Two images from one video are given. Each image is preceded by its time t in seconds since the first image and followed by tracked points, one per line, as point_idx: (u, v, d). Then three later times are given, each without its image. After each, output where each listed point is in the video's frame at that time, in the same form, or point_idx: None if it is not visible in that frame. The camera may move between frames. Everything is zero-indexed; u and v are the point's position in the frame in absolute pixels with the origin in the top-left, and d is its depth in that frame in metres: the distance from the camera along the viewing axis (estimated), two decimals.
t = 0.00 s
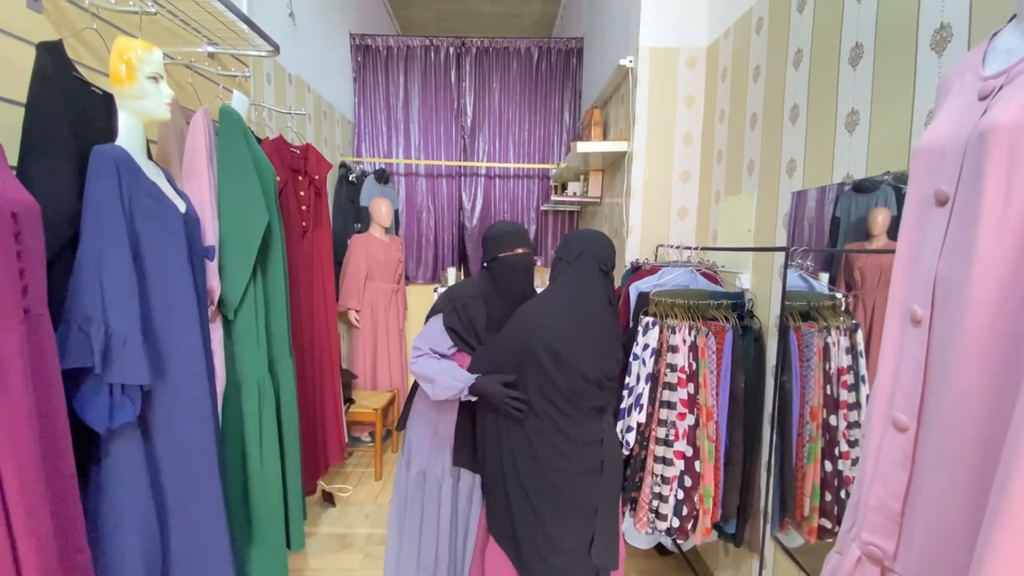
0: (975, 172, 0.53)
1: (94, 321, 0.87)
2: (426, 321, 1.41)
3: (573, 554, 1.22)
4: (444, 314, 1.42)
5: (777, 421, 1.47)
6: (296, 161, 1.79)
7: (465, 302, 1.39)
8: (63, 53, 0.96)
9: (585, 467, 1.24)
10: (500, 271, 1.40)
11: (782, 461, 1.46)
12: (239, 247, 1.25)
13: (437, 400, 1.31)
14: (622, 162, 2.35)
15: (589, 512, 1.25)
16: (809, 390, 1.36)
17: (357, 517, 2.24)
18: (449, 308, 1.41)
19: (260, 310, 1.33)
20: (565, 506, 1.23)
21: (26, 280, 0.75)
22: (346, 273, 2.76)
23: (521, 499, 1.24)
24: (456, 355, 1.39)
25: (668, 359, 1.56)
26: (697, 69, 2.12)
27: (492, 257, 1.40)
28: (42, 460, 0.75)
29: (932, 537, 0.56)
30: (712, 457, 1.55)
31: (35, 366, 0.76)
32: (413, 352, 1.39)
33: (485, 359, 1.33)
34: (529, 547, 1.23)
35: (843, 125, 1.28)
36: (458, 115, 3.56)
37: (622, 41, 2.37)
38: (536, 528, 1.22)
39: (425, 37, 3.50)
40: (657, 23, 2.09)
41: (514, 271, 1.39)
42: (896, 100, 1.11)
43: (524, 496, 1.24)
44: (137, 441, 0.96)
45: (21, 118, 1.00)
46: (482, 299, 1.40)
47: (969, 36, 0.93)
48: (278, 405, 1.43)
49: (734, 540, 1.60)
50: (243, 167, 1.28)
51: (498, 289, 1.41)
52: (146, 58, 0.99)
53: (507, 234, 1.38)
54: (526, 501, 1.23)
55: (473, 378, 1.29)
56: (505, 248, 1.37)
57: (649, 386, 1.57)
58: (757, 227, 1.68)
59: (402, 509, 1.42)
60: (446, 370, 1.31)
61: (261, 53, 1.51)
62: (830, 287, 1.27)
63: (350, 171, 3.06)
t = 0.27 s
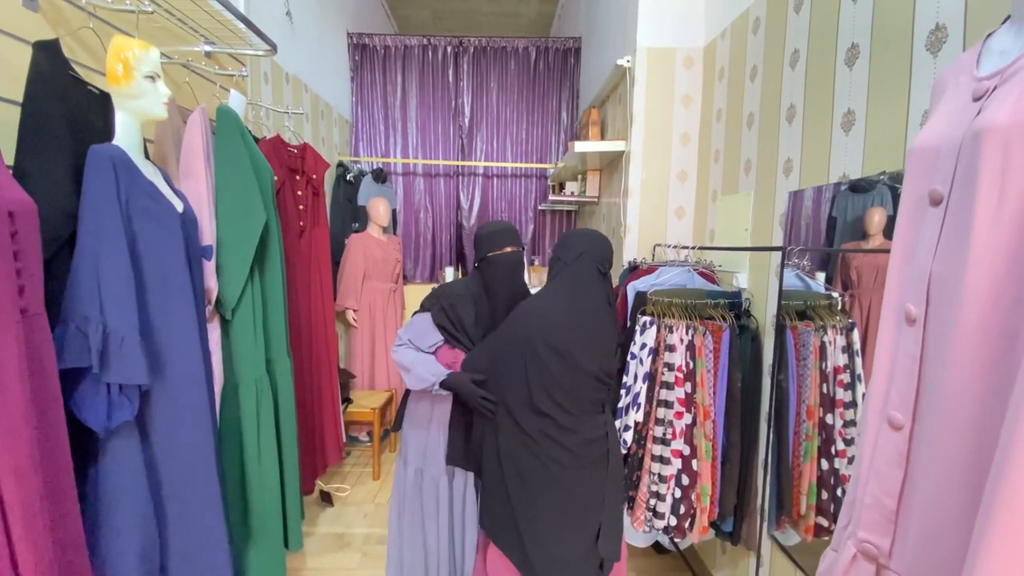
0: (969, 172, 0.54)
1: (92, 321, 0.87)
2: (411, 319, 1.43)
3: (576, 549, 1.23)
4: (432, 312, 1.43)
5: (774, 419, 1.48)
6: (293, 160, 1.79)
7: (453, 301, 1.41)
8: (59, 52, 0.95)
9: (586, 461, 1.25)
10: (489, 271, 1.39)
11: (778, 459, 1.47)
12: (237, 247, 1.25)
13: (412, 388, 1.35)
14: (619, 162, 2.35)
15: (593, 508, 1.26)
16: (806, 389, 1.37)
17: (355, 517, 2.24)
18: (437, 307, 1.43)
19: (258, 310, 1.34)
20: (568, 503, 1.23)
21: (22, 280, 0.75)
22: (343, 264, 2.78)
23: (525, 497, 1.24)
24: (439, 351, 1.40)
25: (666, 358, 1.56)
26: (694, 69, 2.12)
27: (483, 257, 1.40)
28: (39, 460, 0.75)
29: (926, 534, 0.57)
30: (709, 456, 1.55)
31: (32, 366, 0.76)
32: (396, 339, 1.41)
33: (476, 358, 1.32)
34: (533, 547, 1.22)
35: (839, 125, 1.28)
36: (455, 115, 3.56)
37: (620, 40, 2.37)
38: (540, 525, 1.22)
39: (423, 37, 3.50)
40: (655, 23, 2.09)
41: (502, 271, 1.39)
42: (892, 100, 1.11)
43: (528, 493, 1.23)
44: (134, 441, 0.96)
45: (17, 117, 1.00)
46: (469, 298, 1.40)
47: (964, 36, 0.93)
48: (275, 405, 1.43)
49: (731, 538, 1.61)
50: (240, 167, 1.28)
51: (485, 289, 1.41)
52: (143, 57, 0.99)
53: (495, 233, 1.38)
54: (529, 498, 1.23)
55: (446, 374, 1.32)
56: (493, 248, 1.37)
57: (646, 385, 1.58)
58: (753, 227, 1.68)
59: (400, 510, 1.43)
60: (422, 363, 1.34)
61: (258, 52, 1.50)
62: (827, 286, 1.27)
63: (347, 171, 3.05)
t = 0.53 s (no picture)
0: (968, 171, 0.54)
1: (91, 320, 0.87)
2: (420, 316, 1.44)
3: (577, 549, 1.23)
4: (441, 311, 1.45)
5: (772, 417, 1.48)
6: (292, 159, 1.79)
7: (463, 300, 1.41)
8: (58, 51, 0.95)
9: (584, 460, 1.26)
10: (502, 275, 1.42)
11: (777, 457, 1.47)
12: (236, 246, 1.25)
13: (412, 382, 1.36)
14: (619, 161, 2.36)
15: (593, 506, 1.26)
16: (804, 388, 1.37)
17: (354, 516, 2.24)
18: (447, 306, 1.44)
19: (257, 309, 1.34)
20: (567, 502, 1.24)
21: (21, 278, 0.75)
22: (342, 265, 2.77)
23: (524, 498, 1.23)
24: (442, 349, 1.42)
25: (665, 356, 1.56)
26: (693, 68, 2.13)
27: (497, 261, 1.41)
28: (38, 458, 0.75)
29: (924, 532, 0.57)
30: (708, 454, 1.56)
31: (31, 364, 0.76)
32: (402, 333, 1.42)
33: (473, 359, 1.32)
34: (533, 550, 1.22)
35: (838, 124, 1.29)
36: (454, 114, 3.56)
37: (619, 40, 2.38)
38: (540, 526, 1.22)
39: (422, 36, 3.50)
40: (654, 22, 2.09)
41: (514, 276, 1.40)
42: (890, 100, 1.11)
43: (528, 495, 1.23)
44: (134, 440, 0.96)
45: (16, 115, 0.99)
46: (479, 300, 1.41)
47: (962, 36, 0.93)
48: (275, 404, 1.43)
49: (729, 536, 1.61)
50: (240, 166, 1.28)
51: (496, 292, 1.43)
52: (142, 55, 0.98)
53: (511, 238, 1.40)
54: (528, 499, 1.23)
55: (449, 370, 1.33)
56: (507, 254, 1.39)
57: (646, 384, 1.58)
58: (752, 226, 1.68)
59: (396, 506, 1.45)
60: (427, 359, 1.34)
61: (257, 51, 1.50)
62: (825, 285, 1.28)
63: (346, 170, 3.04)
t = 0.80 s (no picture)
0: (968, 170, 0.54)
1: (92, 319, 0.87)
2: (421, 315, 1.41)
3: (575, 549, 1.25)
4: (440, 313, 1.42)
5: (771, 417, 1.48)
6: (292, 159, 1.79)
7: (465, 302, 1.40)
8: (59, 50, 0.95)
9: (583, 462, 1.26)
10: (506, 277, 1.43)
11: (776, 456, 1.47)
12: (235, 246, 1.25)
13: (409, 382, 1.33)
14: (619, 161, 2.36)
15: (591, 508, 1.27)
16: (804, 387, 1.37)
17: (354, 515, 2.24)
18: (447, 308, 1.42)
19: (257, 308, 1.34)
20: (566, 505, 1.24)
21: (22, 278, 0.75)
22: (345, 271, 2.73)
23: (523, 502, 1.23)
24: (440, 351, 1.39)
25: (665, 356, 1.56)
26: (693, 68, 2.13)
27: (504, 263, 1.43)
28: (39, 458, 0.75)
29: (922, 531, 0.57)
30: (707, 454, 1.56)
31: (32, 364, 0.76)
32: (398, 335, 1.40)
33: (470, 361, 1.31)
34: (533, 553, 1.22)
35: (838, 124, 1.29)
36: (454, 113, 3.56)
37: (619, 39, 2.37)
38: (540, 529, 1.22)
39: (422, 35, 3.50)
40: (654, 22, 2.09)
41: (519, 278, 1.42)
42: (890, 99, 1.11)
43: (528, 499, 1.23)
44: (134, 439, 0.96)
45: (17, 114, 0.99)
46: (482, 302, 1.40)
47: (962, 36, 0.93)
48: (275, 404, 1.43)
49: (729, 536, 1.62)
50: (240, 166, 1.27)
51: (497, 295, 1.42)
52: (142, 55, 0.98)
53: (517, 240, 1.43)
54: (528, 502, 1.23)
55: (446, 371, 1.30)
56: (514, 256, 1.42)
57: (645, 383, 1.58)
58: (752, 226, 1.69)
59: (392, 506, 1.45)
60: (423, 360, 1.31)
61: (257, 50, 1.50)
62: (825, 285, 1.28)
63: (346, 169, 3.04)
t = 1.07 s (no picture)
0: (968, 170, 0.54)
1: (94, 318, 0.87)
2: (392, 320, 1.36)
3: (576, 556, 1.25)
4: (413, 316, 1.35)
5: (772, 416, 1.48)
6: (293, 159, 1.79)
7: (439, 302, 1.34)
8: (61, 50, 0.95)
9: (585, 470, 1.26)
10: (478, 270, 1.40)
11: (777, 456, 1.47)
12: (236, 246, 1.25)
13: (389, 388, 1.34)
14: (619, 160, 2.36)
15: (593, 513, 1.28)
16: (804, 387, 1.37)
17: (355, 514, 2.25)
18: (420, 309, 1.34)
19: (258, 307, 1.34)
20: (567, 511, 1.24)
21: (25, 278, 0.75)
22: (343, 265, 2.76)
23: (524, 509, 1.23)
24: (420, 351, 1.38)
25: (665, 356, 1.56)
26: (694, 68, 2.13)
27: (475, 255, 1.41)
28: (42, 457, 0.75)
29: (922, 531, 0.58)
30: (708, 454, 1.56)
31: (35, 363, 0.76)
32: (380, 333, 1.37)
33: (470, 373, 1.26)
34: (532, 559, 1.23)
35: (838, 124, 1.29)
36: (455, 113, 3.56)
37: (620, 39, 2.37)
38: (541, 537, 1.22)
39: (422, 35, 3.50)
40: (655, 21, 2.09)
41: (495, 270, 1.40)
42: (891, 99, 1.11)
43: (529, 506, 1.23)
44: (136, 438, 0.97)
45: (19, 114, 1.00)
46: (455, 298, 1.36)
47: (963, 37, 0.94)
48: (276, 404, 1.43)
49: (729, 535, 1.62)
50: (241, 165, 1.27)
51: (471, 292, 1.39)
52: (144, 55, 0.99)
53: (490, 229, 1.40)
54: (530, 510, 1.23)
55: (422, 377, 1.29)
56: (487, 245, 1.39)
57: (646, 383, 1.58)
58: (753, 226, 1.69)
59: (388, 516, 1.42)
60: (400, 364, 1.31)
61: (258, 50, 1.50)
62: (826, 285, 1.28)
63: (346, 169, 3.04)
